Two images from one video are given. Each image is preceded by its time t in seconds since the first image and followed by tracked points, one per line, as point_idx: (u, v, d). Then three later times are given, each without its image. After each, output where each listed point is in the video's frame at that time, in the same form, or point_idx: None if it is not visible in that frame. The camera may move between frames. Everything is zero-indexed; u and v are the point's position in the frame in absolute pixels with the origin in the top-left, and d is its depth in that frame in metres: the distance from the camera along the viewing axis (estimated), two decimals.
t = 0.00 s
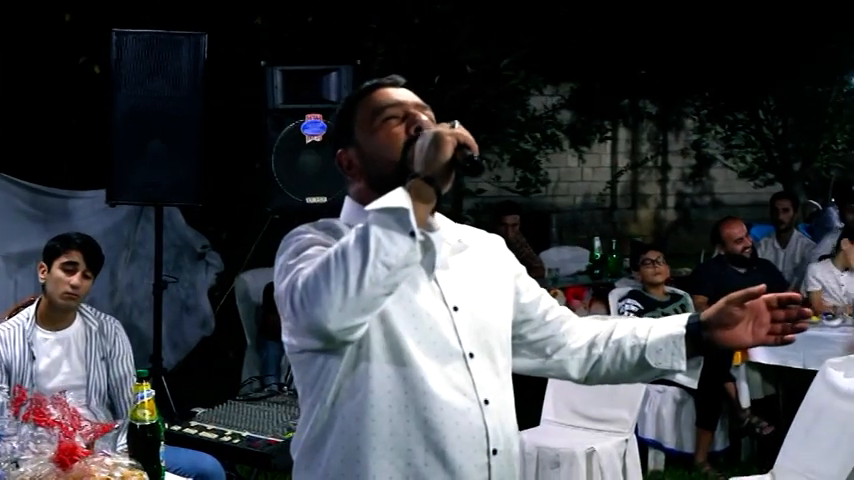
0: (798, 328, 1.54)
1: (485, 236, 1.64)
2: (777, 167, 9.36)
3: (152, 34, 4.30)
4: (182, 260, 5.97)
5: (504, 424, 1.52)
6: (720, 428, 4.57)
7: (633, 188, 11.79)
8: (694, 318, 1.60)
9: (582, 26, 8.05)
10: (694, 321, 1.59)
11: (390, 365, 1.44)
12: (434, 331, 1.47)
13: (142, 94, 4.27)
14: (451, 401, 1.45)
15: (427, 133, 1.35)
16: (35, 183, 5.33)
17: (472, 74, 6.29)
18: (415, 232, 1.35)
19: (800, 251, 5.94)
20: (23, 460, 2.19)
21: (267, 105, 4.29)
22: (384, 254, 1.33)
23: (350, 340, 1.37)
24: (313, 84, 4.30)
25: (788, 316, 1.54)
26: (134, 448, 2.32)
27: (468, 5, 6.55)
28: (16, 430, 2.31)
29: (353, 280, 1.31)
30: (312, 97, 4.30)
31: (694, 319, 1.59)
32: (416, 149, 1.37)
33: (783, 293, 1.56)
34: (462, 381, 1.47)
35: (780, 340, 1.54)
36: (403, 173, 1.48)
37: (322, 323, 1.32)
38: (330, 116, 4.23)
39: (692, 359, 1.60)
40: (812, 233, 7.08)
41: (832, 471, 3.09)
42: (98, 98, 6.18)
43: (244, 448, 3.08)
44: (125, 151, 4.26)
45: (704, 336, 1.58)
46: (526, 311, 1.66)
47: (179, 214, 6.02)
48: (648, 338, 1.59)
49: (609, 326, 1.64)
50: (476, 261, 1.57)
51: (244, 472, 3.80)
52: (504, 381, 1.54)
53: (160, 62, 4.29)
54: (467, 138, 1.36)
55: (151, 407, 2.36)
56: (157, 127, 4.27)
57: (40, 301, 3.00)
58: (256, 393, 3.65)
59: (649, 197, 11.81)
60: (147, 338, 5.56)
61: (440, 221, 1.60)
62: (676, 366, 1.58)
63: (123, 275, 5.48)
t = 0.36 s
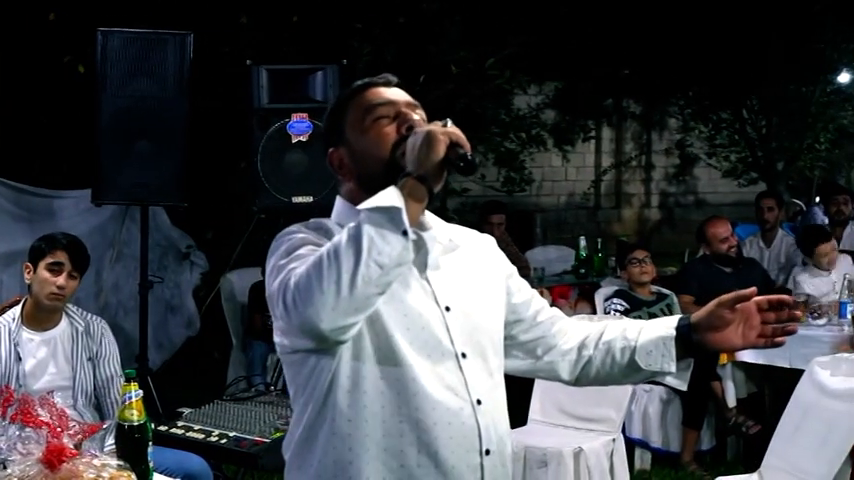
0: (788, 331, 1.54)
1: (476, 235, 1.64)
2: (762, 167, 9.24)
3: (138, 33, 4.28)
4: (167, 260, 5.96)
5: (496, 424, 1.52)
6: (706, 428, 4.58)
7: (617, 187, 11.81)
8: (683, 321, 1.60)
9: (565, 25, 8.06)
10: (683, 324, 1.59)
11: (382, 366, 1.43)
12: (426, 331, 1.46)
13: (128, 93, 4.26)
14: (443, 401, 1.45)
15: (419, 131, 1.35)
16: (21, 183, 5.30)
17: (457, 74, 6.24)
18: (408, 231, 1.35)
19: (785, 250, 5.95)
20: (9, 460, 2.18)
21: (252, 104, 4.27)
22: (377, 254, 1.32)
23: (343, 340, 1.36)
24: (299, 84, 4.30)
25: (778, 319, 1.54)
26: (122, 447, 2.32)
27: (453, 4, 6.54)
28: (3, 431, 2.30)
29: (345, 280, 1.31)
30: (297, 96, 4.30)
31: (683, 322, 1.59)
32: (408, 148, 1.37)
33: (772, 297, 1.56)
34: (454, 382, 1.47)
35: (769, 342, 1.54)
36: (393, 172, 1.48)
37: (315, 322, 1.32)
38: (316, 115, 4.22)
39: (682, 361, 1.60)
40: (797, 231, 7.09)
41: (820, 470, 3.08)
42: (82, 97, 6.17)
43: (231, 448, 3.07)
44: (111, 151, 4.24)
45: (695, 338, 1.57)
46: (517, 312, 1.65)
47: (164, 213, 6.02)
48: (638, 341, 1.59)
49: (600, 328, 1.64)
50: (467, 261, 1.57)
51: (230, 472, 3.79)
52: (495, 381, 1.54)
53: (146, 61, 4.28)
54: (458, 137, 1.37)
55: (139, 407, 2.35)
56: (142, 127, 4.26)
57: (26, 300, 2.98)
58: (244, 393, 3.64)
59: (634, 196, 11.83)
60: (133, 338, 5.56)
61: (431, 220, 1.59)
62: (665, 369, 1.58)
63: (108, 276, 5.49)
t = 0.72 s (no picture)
0: (792, 335, 1.54)
1: (480, 235, 1.63)
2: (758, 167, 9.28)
3: (135, 33, 4.28)
4: (162, 259, 5.97)
5: (500, 426, 1.51)
6: (703, 427, 4.58)
7: (612, 187, 11.79)
8: (686, 324, 1.59)
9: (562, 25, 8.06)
10: (687, 327, 1.59)
11: (385, 368, 1.43)
12: (429, 332, 1.46)
13: (124, 93, 4.25)
14: (447, 403, 1.45)
15: (424, 134, 1.35)
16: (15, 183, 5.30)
17: (452, 73, 6.20)
18: (411, 233, 1.34)
19: (781, 250, 5.95)
20: (7, 461, 2.17)
21: (249, 104, 4.25)
22: (380, 256, 1.32)
23: (346, 342, 1.36)
24: (295, 84, 4.30)
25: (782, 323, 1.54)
26: (120, 447, 2.31)
27: (449, 4, 6.53)
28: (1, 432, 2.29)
29: (348, 280, 1.30)
30: (294, 96, 4.29)
31: (687, 325, 1.59)
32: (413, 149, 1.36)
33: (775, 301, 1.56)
34: (457, 384, 1.47)
35: (772, 346, 1.54)
36: (398, 172, 1.47)
37: (318, 323, 1.31)
38: (313, 115, 4.22)
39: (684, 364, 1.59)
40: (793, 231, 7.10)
41: (821, 468, 3.07)
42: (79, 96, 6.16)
43: (229, 449, 3.06)
44: (108, 152, 4.24)
45: (698, 341, 1.57)
46: (521, 313, 1.65)
47: (159, 214, 6.01)
48: (641, 344, 1.59)
49: (602, 330, 1.63)
50: (471, 262, 1.57)
51: (227, 473, 3.78)
52: (499, 383, 1.54)
53: (143, 60, 4.27)
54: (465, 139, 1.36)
55: (137, 409, 2.34)
56: (139, 127, 4.26)
57: (22, 301, 2.98)
58: (241, 393, 3.64)
59: (628, 196, 11.79)
60: (129, 339, 5.55)
61: (435, 221, 1.59)
62: (668, 372, 1.58)
63: (104, 276, 5.48)
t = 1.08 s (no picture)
0: (807, 338, 1.53)
1: (491, 236, 1.62)
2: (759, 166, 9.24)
3: (137, 32, 4.26)
4: (164, 260, 5.95)
5: (513, 429, 1.50)
6: (709, 428, 4.56)
7: (613, 187, 11.77)
8: (700, 326, 1.58)
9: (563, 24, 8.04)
10: (701, 328, 1.57)
11: (398, 372, 1.41)
12: (442, 335, 1.44)
13: (127, 91, 4.24)
14: (460, 407, 1.43)
15: (438, 137, 1.33)
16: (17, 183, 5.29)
17: (454, 73, 6.27)
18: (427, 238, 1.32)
19: (785, 250, 5.94)
20: (12, 463, 2.15)
21: (252, 102, 4.23)
22: (395, 259, 1.30)
23: (360, 346, 1.34)
24: (297, 84, 4.31)
25: (795, 326, 1.53)
26: (125, 449, 2.30)
27: (451, 4, 6.52)
28: (6, 433, 2.27)
29: (362, 284, 1.28)
30: (295, 95, 4.29)
31: (700, 326, 1.57)
32: (427, 151, 1.35)
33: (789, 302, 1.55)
34: (470, 387, 1.45)
35: (787, 348, 1.53)
36: (411, 173, 1.46)
37: (330, 328, 1.29)
38: (316, 115, 4.20)
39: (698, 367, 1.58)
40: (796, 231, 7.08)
41: (829, 470, 3.05)
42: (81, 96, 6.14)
43: (232, 449, 3.04)
44: (110, 151, 4.21)
45: (711, 344, 1.55)
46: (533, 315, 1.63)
47: (161, 213, 6.00)
48: (654, 345, 1.57)
49: (615, 332, 1.62)
50: (483, 263, 1.55)
51: (230, 475, 3.76)
52: (512, 386, 1.52)
53: (146, 59, 4.27)
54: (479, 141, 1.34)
55: (143, 410, 2.31)
56: (141, 126, 4.24)
57: (26, 301, 2.97)
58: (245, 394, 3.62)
59: (629, 196, 11.81)
60: (132, 339, 5.53)
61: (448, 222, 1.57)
62: (682, 374, 1.56)
63: (107, 276, 5.47)
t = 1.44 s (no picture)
0: (819, 342, 1.49)
1: (497, 237, 1.58)
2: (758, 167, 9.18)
3: (136, 31, 4.24)
4: (162, 260, 5.92)
5: (521, 437, 1.46)
6: (712, 430, 4.54)
7: (612, 187, 11.75)
8: (709, 330, 1.54)
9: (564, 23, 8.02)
10: (710, 332, 1.54)
11: (403, 381, 1.38)
12: (449, 342, 1.41)
13: (126, 91, 4.21)
14: (467, 415, 1.40)
15: (448, 142, 1.30)
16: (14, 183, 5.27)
17: (454, 73, 6.22)
18: (435, 247, 1.29)
19: (787, 250, 5.91)
20: (10, 469, 2.12)
21: (252, 102, 4.20)
22: (402, 270, 1.26)
23: (365, 356, 1.31)
24: (298, 84, 4.27)
25: (808, 331, 1.49)
26: (123, 454, 2.26)
27: (451, 3, 6.49)
28: (3, 439, 2.23)
29: (367, 294, 1.25)
30: (295, 95, 4.25)
31: (709, 330, 1.54)
32: (436, 159, 1.32)
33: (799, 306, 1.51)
34: (477, 394, 1.42)
35: (797, 355, 1.49)
36: (418, 177, 1.42)
37: (334, 338, 1.26)
38: (316, 115, 4.17)
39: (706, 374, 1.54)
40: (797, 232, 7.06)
41: (833, 473, 3.04)
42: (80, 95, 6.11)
43: (231, 453, 3.01)
44: (109, 151, 4.18)
45: (720, 348, 1.52)
46: (540, 320, 1.59)
47: (159, 213, 5.96)
48: (662, 350, 1.53)
49: (623, 336, 1.58)
50: (490, 266, 1.52)
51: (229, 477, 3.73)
52: (520, 393, 1.49)
53: (145, 58, 4.23)
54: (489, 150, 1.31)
55: (142, 414, 2.28)
56: (141, 126, 4.20)
57: (25, 303, 2.93)
58: (244, 397, 3.58)
59: (628, 196, 11.77)
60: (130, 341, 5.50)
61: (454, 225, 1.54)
62: (690, 380, 1.52)
63: (104, 277, 5.43)
